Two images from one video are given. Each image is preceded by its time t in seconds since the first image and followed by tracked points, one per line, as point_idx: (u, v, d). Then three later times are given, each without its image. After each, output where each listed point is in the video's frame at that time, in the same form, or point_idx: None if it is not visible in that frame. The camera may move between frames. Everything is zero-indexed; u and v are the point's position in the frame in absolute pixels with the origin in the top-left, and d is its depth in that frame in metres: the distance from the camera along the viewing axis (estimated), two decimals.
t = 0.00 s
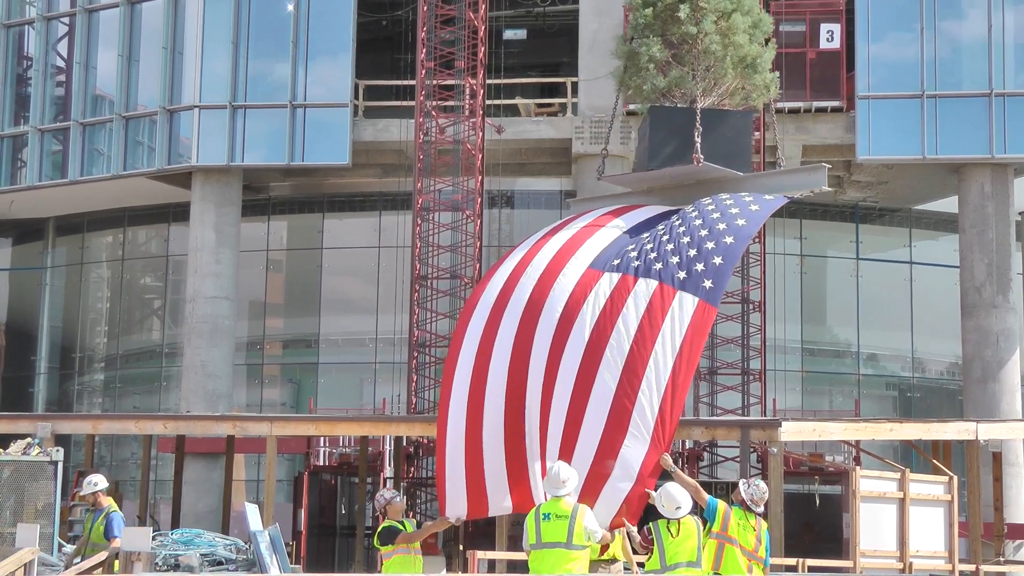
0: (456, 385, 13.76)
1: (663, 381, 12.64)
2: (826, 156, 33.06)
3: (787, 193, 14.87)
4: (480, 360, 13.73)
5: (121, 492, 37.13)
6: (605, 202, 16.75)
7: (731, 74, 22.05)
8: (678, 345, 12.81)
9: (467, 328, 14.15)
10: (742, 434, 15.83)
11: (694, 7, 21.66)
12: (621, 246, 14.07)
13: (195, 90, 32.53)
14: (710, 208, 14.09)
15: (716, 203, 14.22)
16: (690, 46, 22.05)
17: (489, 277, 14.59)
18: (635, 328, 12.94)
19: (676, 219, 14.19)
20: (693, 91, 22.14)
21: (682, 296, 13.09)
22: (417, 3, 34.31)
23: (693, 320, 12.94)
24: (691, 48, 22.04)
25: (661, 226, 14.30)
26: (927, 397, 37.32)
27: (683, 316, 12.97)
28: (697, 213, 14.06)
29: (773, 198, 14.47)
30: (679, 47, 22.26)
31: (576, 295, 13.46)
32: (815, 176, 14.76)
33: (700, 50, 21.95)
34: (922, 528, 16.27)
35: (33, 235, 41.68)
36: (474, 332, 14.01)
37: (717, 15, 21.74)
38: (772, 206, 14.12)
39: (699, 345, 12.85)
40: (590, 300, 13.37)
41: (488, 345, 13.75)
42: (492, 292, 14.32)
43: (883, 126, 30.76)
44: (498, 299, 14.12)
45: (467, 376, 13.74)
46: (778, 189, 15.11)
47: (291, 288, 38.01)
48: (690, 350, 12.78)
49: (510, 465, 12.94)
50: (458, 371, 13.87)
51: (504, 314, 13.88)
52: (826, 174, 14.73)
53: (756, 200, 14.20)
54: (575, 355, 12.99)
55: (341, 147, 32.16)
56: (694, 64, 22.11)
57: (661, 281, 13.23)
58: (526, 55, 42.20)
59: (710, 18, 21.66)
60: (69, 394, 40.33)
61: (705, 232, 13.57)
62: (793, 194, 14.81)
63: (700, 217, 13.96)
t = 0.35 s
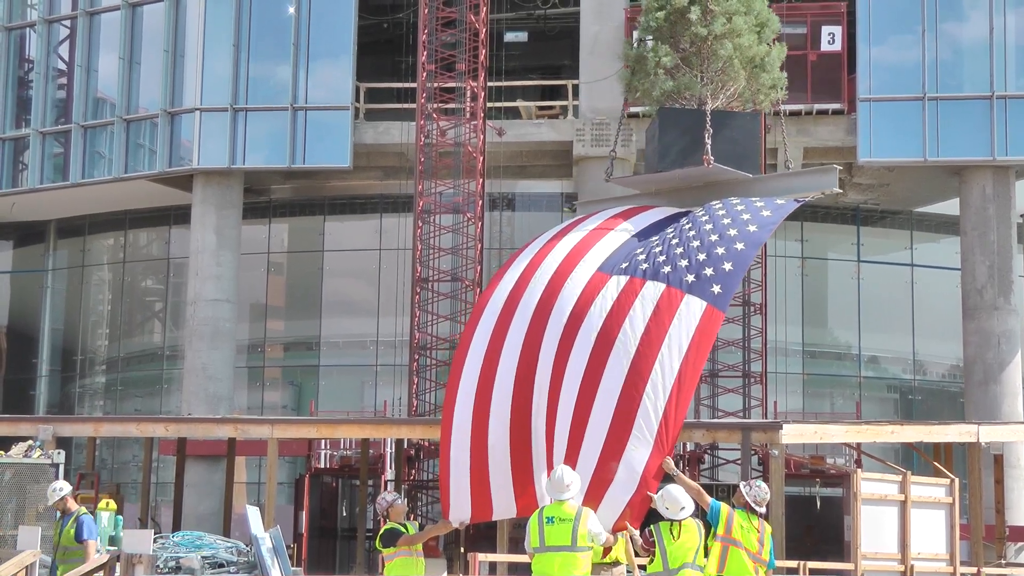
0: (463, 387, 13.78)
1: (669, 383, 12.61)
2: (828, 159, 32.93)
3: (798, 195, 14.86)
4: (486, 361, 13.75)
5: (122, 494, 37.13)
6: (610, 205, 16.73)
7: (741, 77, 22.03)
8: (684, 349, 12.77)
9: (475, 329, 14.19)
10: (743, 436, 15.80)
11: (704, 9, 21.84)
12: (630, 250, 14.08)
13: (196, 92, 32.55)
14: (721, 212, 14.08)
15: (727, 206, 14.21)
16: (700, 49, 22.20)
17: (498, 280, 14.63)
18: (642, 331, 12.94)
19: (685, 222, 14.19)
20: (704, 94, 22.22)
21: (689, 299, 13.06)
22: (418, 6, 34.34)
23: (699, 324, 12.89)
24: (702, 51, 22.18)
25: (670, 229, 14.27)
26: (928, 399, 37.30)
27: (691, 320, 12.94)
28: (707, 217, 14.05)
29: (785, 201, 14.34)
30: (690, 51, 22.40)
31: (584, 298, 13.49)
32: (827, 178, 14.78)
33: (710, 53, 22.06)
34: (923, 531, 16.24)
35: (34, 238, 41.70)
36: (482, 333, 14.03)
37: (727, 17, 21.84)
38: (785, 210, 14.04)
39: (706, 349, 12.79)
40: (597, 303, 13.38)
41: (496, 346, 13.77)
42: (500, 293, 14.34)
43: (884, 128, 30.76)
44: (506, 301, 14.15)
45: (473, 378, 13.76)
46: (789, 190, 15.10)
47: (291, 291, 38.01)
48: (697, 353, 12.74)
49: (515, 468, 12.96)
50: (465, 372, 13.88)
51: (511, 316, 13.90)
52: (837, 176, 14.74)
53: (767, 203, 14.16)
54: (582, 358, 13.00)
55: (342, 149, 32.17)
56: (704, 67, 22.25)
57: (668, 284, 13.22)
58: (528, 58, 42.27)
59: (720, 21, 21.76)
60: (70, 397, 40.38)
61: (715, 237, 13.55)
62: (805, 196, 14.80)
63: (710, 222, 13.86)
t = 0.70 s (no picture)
0: (469, 389, 13.84)
1: (673, 389, 12.57)
2: (830, 160, 32.92)
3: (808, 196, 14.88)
4: (493, 365, 13.81)
5: (123, 495, 37.14)
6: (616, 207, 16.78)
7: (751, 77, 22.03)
8: (690, 354, 12.72)
9: (482, 332, 14.25)
10: (744, 437, 15.82)
11: (712, 10, 21.75)
12: (639, 253, 14.09)
13: (197, 94, 32.55)
14: (731, 215, 14.04)
15: (738, 210, 14.16)
16: (708, 51, 22.18)
17: (507, 283, 14.68)
18: (647, 335, 12.96)
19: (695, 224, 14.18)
20: (713, 94, 22.23)
21: (696, 304, 13.03)
22: (418, 7, 34.25)
23: (706, 330, 12.84)
24: (709, 53, 22.16)
25: (679, 232, 14.26)
26: (929, 400, 37.33)
27: (698, 325, 12.88)
28: (717, 220, 14.02)
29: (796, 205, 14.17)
30: (698, 52, 22.43)
31: (591, 303, 13.52)
32: (835, 179, 14.82)
33: (718, 54, 22.04)
34: (924, 532, 16.23)
35: (36, 239, 41.72)
36: (489, 337, 14.10)
37: (735, 18, 21.82)
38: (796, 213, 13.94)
39: (711, 354, 12.73)
40: (604, 307, 13.40)
41: (503, 349, 13.83)
42: (507, 296, 14.39)
43: (885, 129, 30.77)
44: (513, 306, 14.20)
45: (480, 381, 13.81)
46: (799, 191, 15.10)
47: (293, 292, 38.03)
48: (702, 358, 12.68)
49: (519, 472, 13.04)
50: (471, 375, 13.95)
51: (518, 320, 13.96)
52: (846, 177, 14.82)
53: (778, 207, 14.11)
54: (588, 362, 13.03)
55: (343, 150, 32.17)
56: (712, 68, 22.21)
57: (676, 288, 13.22)
58: (529, 60, 42.35)
59: (728, 21, 21.75)
60: (72, 398, 40.44)
61: (725, 242, 13.47)
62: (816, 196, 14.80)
63: (719, 227, 13.76)
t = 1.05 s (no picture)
0: (474, 390, 13.84)
1: (677, 388, 12.45)
2: (831, 161, 32.87)
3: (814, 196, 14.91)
4: (497, 365, 13.80)
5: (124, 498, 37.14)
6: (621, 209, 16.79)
7: (756, 78, 22.06)
8: (695, 353, 12.60)
9: (487, 332, 14.26)
10: (746, 438, 15.82)
11: (718, 11, 21.99)
12: (643, 253, 14.07)
13: (198, 96, 32.55)
14: (737, 216, 14.03)
15: (744, 210, 14.14)
16: (715, 52, 22.20)
17: (511, 284, 14.68)
18: (652, 334, 12.89)
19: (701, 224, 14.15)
20: (719, 95, 22.14)
21: (701, 304, 12.93)
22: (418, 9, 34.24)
23: (710, 329, 12.71)
24: (716, 54, 22.17)
25: (684, 232, 14.22)
26: (930, 401, 37.33)
27: (703, 324, 12.77)
28: (722, 220, 14.00)
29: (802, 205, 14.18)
30: (705, 54, 22.41)
31: (595, 303, 13.48)
32: (844, 179, 14.90)
33: (725, 55, 22.05)
34: (926, 532, 16.22)
35: (36, 241, 41.71)
36: (493, 337, 14.10)
37: (741, 19, 21.95)
38: (801, 213, 13.90)
39: (717, 353, 12.58)
40: (609, 307, 13.36)
41: (507, 349, 13.82)
42: (511, 296, 14.39)
43: (885, 130, 30.77)
44: (517, 305, 14.20)
45: (484, 382, 13.80)
46: (805, 192, 15.08)
47: (293, 294, 38.03)
48: (707, 357, 12.56)
49: (524, 473, 13.01)
50: (476, 375, 13.95)
51: (522, 320, 13.96)
52: (854, 175, 14.88)
53: (784, 207, 14.07)
54: (591, 361, 12.99)
55: (344, 152, 32.17)
56: (719, 69, 22.19)
57: (681, 288, 13.17)
58: (529, 61, 42.35)
59: (735, 22, 21.88)
60: (73, 400, 40.51)
61: (730, 242, 13.44)
62: (823, 196, 14.86)
63: (725, 227, 13.72)
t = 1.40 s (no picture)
0: (476, 388, 13.84)
1: (679, 386, 12.33)
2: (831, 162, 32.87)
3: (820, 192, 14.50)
4: (498, 364, 13.78)
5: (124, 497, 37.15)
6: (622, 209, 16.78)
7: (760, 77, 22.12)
8: (698, 350, 12.46)
9: (489, 331, 14.26)
10: (746, 439, 15.85)
11: (723, 9, 22.15)
12: (646, 251, 14.02)
13: (198, 95, 32.57)
14: (739, 211, 13.79)
15: (746, 205, 13.88)
16: (719, 51, 22.45)
17: (515, 284, 14.69)
18: (654, 331, 12.76)
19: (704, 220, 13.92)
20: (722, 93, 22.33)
21: (704, 301, 12.77)
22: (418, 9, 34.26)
23: (713, 327, 12.58)
24: (720, 53, 22.42)
25: (687, 229, 14.02)
26: (930, 402, 37.34)
27: (704, 322, 12.60)
28: (726, 215, 13.77)
29: (805, 200, 14.00)
30: (710, 53, 22.73)
31: (597, 301, 13.40)
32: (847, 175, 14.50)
33: (728, 53, 22.26)
34: (925, 533, 16.22)
35: (36, 240, 41.71)
36: (496, 335, 14.09)
37: (745, 18, 22.10)
38: (804, 208, 13.64)
39: (720, 351, 12.48)
40: (611, 304, 13.27)
41: (509, 347, 13.79)
42: (514, 296, 14.38)
43: (887, 131, 30.78)
44: (520, 304, 14.20)
45: (486, 380, 13.78)
46: (808, 190, 14.80)
47: (294, 293, 38.04)
48: (709, 355, 12.43)
49: (525, 469, 12.96)
50: (479, 373, 13.95)
51: (525, 318, 13.94)
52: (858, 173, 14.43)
53: (787, 202, 13.81)
54: (593, 359, 12.91)
55: (344, 151, 32.19)
56: (723, 68, 22.44)
57: (683, 284, 13.00)
58: (530, 61, 42.37)
59: (738, 20, 22.05)
60: (73, 399, 40.52)
61: (732, 237, 13.24)
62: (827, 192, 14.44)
63: (728, 223, 13.52)
